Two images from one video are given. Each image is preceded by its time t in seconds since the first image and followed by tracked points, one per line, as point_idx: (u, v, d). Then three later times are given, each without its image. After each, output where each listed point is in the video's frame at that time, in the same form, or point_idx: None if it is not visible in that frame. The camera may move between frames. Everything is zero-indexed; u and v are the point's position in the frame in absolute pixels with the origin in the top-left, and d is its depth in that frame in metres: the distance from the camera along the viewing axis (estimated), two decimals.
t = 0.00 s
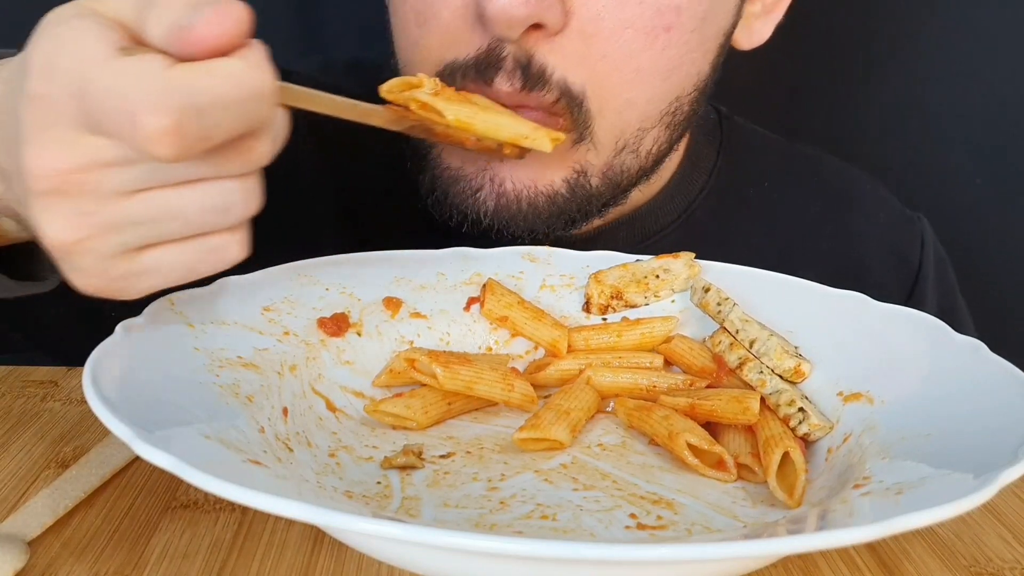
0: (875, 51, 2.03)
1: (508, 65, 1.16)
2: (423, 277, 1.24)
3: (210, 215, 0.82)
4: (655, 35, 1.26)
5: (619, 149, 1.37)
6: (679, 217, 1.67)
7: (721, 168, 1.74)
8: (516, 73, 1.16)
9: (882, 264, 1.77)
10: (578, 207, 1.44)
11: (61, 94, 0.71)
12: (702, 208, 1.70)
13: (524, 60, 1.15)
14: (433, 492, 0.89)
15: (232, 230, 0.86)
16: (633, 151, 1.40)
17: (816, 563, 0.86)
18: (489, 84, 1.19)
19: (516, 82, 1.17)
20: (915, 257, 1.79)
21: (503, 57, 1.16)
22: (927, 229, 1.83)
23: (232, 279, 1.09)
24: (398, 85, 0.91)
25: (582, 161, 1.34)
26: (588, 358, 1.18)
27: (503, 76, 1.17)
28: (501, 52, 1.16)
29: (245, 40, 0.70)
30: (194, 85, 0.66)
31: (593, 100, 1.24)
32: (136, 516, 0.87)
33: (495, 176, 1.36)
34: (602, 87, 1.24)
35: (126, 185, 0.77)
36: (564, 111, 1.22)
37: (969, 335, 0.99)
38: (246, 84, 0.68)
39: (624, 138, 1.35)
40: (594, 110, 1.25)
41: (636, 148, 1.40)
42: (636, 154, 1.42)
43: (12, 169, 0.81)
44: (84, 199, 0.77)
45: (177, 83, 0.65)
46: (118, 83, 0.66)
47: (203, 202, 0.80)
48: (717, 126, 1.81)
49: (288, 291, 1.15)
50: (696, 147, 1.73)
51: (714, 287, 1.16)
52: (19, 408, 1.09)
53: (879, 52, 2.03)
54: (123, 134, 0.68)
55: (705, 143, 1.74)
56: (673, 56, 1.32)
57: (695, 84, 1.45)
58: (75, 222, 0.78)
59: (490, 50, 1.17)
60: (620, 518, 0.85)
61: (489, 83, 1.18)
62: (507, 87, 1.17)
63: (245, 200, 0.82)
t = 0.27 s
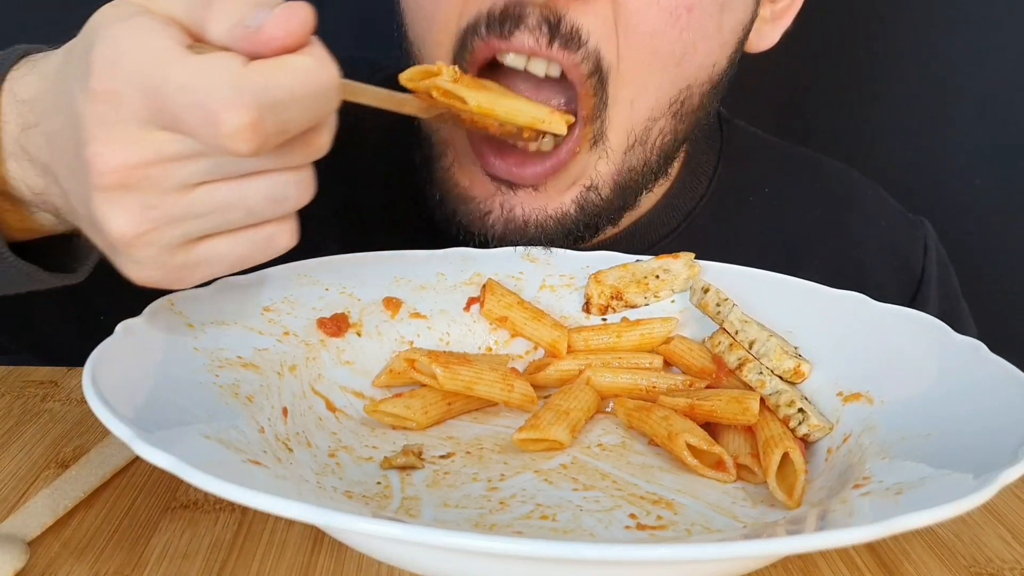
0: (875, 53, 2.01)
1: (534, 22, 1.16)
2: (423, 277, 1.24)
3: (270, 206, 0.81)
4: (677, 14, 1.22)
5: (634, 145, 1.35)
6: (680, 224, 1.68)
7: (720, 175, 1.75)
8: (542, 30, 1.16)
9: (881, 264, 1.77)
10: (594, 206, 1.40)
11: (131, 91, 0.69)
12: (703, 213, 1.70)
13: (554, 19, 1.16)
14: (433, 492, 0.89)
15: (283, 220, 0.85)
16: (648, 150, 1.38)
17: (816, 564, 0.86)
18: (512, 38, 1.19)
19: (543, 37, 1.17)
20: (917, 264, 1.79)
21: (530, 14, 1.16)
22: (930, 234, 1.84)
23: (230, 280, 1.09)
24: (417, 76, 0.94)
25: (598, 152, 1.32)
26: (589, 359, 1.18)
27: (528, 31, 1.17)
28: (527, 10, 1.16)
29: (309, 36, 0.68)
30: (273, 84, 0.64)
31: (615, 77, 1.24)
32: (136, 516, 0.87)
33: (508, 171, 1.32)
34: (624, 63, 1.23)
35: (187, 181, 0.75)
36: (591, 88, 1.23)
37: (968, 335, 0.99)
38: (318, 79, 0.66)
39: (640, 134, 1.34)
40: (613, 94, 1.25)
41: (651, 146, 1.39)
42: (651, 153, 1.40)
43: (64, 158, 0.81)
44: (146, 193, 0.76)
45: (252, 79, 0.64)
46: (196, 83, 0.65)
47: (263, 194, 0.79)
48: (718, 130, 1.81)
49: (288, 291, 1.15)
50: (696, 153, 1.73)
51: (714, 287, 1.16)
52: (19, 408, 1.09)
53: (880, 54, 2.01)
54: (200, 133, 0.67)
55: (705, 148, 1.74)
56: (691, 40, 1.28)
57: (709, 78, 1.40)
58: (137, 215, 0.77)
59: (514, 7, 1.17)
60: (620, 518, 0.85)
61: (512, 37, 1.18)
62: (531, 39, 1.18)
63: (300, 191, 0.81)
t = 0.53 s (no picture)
0: (875, 52, 2.00)
1: None
2: (423, 278, 1.24)
3: (348, 164, 0.89)
4: None
5: (624, 120, 1.39)
6: (679, 224, 1.68)
7: (720, 175, 1.74)
8: None
9: (881, 263, 1.77)
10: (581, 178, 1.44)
11: (228, 63, 0.76)
12: (702, 214, 1.70)
13: None
14: (433, 493, 0.89)
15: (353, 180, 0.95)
16: (638, 127, 1.43)
17: (816, 564, 0.86)
18: None
19: None
20: (920, 265, 1.79)
21: None
22: (933, 234, 1.83)
23: (230, 280, 1.09)
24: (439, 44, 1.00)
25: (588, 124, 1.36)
26: (589, 359, 1.18)
27: None
28: None
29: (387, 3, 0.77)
30: (373, 45, 0.74)
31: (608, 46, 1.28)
32: (136, 516, 0.87)
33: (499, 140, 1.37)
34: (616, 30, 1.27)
35: (278, 145, 0.84)
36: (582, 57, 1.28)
37: (968, 335, 0.99)
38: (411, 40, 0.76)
39: (631, 109, 1.38)
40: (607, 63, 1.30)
41: (642, 122, 1.43)
42: (642, 130, 1.44)
43: (142, 134, 0.87)
44: (240, 159, 0.84)
45: (355, 42, 0.73)
46: (303, 49, 0.72)
47: (344, 153, 0.88)
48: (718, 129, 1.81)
49: (288, 291, 1.15)
50: (696, 153, 1.74)
51: (713, 287, 1.16)
52: (19, 408, 1.09)
53: (879, 54, 2.01)
54: (305, 100, 0.75)
55: (705, 147, 1.75)
56: (685, 11, 1.31)
57: (704, 52, 1.43)
58: (230, 180, 0.85)
59: None
60: (619, 518, 0.85)
61: None
62: None
63: (375, 148, 0.90)
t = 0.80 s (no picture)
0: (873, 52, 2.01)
1: None
2: (423, 278, 1.24)
3: (374, 139, 0.85)
4: None
5: (591, 120, 1.26)
6: (674, 223, 1.68)
7: (716, 173, 1.75)
8: None
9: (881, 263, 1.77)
10: (547, 183, 1.31)
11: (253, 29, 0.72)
12: (697, 212, 1.70)
13: None
14: (432, 493, 0.89)
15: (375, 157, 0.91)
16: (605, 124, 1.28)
17: (816, 564, 0.86)
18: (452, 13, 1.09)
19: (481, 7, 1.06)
20: (917, 261, 1.80)
21: None
22: (931, 234, 1.84)
23: (230, 281, 1.09)
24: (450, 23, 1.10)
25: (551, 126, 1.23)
26: (589, 359, 1.18)
27: None
28: None
29: None
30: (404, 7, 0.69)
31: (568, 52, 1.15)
32: (135, 516, 0.87)
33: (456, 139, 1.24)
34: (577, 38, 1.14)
35: (306, 117, 0.79)
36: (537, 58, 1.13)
37: (967, 335, 0.99)
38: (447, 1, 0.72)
39: (598, 106, 1.25)
40: (565, 65, 1.16)
41: (610, 120, 1.29)
42: (614, 132, 1.33)
43: (170, 116, 0.86)
44: (267, 131, 0.80)
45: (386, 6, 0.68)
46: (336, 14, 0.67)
47: (370, 127, 0.84)
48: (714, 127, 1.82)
49: (288, 291, 1.15)
50: (692, 151, 1.74)
51: (712, 288, 1.16)
52: (18, 409, 1.09)
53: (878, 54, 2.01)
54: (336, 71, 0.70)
55: (700, 147, 1.76)
56: (652, 19, 1.23)
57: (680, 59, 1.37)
58: (253, 154, 0.81)
59: None
60: (619, 519, 0.85)
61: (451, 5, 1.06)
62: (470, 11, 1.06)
63: (399, 124, 0.86)
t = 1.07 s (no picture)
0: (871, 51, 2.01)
1: (505, 38, 1.19)
2: (422, 278, 1.24)
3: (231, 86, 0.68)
4: (648, 7, 1.30)
5: (614, 129, 1.40)
6: (669, 216, 1.69)
7: (711, 166, 1.75)
8: (510, 47, 1.20)
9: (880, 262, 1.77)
10: (574, 185, 1.46)
11: None
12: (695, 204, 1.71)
13: (521, 34, 1.19)
14: (432, 493, 0.89)
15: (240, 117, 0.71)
16: (629, 135, 1.43)
17: (816, 564, 0.86)
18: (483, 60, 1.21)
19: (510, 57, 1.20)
20: (911, 252, 1.80)
21: (500, 29, 1.19)
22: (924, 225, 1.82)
23: (229, 281, 1.09)
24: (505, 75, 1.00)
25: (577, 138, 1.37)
26: (587, 360, 1.18)
27: (497, 51, 1.20)
28: (498, 25, 1.19)
29: None
30: None
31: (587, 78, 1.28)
32: (134, 517, 0.87)
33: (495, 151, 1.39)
34: (595, 61, 1.26)
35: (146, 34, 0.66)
36: (562, 90, 1.27)
37: (966, 335, 0.99)
38: None
39: (620, 118, 1.39)
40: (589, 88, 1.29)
41: (631, 129, 1.43)
42: (633, 138, 1.45)
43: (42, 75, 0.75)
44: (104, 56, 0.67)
45: None
46: None
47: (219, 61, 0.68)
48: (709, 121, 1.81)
49: (288, 291, 1.14)
50: (685, 145, 1.75)
51: (712, 289, 1.17)
52: (18, 409, 1.08)
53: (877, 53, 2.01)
54: None
55: (693, 139, 1.76)
56: (662, 28, 1.35)
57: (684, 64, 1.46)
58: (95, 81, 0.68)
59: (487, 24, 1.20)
60: (619, 519, 0.85)
61: (485, 58, 1.20)
62: (502, 63, 1.20)
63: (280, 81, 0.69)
